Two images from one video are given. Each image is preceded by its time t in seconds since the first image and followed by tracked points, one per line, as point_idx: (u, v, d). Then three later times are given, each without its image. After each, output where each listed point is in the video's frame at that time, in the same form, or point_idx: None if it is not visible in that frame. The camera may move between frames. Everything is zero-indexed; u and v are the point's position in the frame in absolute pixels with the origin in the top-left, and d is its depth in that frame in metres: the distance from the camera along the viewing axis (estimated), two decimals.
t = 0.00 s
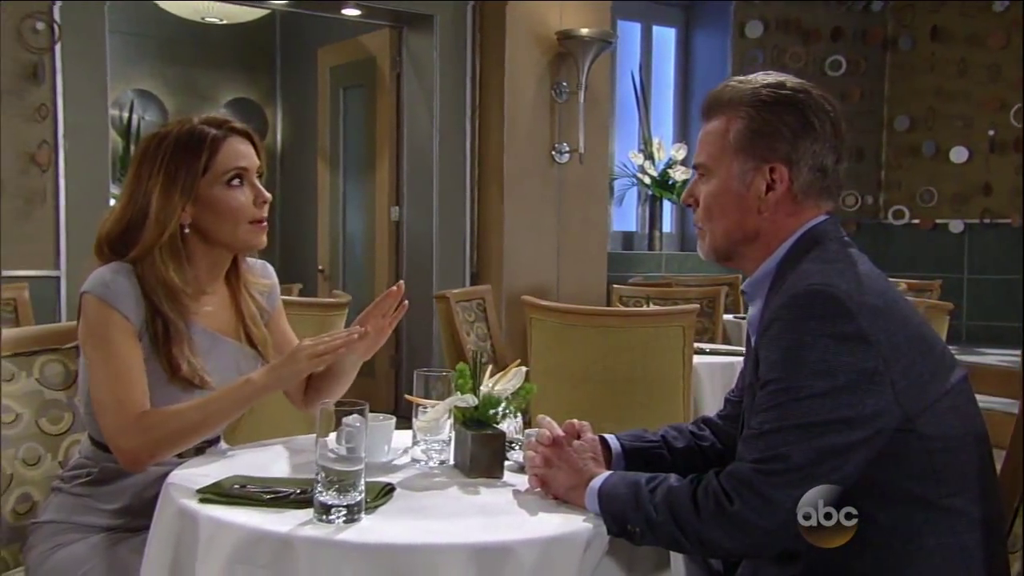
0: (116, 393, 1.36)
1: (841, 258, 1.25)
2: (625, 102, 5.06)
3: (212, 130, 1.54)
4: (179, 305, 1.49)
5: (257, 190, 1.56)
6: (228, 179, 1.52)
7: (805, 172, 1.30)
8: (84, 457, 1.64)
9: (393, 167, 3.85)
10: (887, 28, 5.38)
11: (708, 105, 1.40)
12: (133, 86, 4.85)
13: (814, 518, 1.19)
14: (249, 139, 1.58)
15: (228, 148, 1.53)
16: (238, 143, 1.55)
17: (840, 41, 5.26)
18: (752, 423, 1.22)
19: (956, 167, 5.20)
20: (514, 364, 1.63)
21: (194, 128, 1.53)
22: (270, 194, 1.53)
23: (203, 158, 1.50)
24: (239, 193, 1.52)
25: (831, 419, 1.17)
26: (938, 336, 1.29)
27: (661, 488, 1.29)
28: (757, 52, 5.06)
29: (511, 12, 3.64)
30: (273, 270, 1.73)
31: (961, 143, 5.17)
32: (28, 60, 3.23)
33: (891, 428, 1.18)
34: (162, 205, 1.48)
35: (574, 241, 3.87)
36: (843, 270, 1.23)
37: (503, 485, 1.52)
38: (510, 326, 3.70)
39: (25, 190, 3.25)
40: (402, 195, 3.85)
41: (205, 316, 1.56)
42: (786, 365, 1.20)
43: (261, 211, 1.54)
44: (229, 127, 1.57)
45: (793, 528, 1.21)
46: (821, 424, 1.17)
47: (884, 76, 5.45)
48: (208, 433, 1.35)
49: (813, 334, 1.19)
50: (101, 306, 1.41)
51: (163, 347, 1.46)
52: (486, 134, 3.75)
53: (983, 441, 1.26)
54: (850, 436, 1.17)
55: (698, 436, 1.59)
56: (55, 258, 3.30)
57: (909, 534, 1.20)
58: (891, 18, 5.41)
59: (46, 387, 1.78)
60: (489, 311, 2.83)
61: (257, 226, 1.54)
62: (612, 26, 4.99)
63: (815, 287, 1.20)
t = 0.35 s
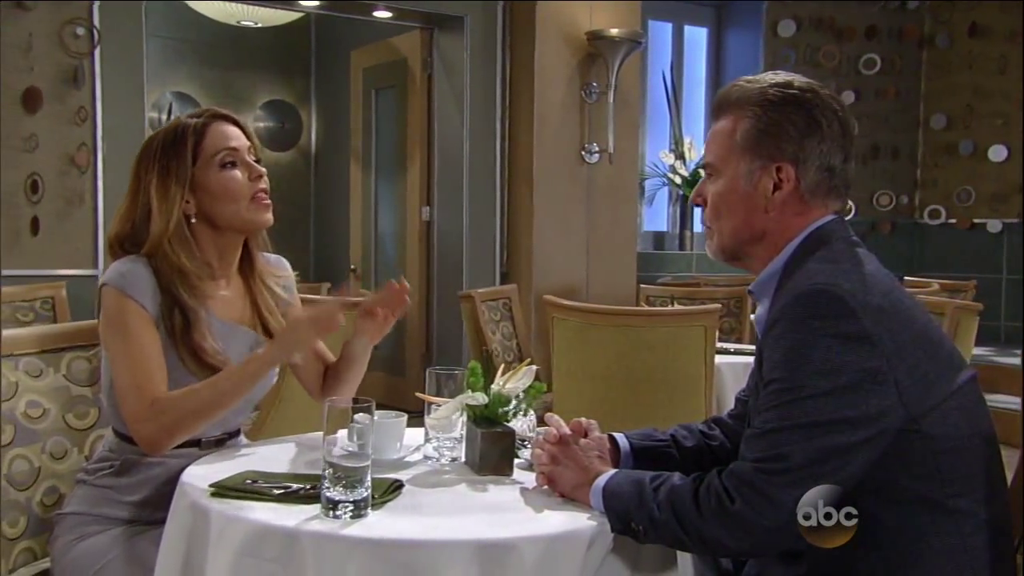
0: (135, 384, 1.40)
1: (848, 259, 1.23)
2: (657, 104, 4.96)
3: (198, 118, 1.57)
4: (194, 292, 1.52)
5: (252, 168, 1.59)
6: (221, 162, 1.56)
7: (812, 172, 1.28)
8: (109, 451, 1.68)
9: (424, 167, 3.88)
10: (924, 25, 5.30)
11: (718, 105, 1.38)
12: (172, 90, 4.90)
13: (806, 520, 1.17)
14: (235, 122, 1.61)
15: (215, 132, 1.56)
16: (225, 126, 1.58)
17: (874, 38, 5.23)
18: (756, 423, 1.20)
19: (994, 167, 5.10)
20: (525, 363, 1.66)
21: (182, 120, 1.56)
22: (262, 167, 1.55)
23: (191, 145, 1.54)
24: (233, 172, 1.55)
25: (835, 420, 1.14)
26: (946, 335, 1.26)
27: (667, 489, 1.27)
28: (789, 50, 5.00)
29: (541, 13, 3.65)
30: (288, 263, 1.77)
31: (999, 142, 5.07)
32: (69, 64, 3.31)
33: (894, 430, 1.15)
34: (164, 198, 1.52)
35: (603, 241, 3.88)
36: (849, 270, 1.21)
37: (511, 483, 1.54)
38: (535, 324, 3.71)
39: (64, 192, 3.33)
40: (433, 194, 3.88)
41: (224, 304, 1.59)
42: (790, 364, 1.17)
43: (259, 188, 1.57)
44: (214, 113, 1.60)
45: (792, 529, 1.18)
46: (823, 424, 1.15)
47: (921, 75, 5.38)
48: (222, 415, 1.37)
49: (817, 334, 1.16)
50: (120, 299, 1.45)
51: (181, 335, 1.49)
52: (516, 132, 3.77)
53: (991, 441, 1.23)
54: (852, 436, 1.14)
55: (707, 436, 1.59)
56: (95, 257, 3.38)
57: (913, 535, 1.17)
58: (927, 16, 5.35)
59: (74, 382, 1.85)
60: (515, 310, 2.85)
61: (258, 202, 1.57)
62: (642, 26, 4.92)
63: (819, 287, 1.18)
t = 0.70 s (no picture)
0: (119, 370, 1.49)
1: (847, 257, 1.18)
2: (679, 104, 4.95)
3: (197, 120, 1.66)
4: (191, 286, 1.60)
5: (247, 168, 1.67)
6: (216, 161, 1.64)
7: (812, 170, 1.22)
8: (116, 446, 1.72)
9: (445, 167, 3.90)
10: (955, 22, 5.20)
11: (718, 102, 1.32)
12: (199, 90, 5.01)
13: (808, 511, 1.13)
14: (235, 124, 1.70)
15: (212, 133, 1.65)
16: (223, 127, 1.67)
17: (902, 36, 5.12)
18: (752, 419, 1.16)
19: None
20: (526, 361, 1.66)
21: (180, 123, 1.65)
22: (255, 167, 1.63)
23: (188, 146, 1.63)
24: (228, 170, 1.64)
25: (830, 418, 1.10)
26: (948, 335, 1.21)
27: (658, 485, 1.23)
28: (813, 49, 4.99)
29: (561, 13, 3.65)
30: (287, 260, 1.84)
31: None
32: (95, 66, 3.37)
33: (885, 431, 1.10)
34: (161, 196, 1.61)
35: (623, 240, 3.87)
36: (846, 269, 1.16)
37: (510, 481, 1.56)
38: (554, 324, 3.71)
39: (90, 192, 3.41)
40: (455, 195, 3.90)
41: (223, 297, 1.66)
42: (786, 360, 1.13)
43: (255, 187, 1.66)
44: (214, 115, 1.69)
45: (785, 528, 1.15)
46: (818, 421, 1.11)
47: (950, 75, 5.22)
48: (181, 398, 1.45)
49: (812, 332, 1.12)
50: (119, 293, 1.52)
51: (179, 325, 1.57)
52: (536, 132, 3.78)
53: (992, 440, 1.18)
54: (846, 434, 1.10)
55: (707, 435, 1.60)
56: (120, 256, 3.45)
57: (907, 535, 1.13)
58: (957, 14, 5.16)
59: (85, 379, 1.92)
60: (532, 308, 2.85)
61: (252, 199, 1.65)
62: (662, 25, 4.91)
63: (814, 286, 1.13)
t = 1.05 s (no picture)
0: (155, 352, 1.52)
1: (858, 253, 1.12)
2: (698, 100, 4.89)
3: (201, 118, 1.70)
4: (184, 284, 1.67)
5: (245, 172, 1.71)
6: (215, 164, 1.69)
7: (834, 167, 1.16)
8: (116, 443, 1.76)
9: (462, 167, 3.91)
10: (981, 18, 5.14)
11: (742, 90, 1.26)
12: (220, 92, 5.06)
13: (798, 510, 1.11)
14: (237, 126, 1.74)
15: (211, 137, 1.69)
16: (225, 129, 1.71)
17: (923, 34, 5.06)
18: (751, 411, 1.12)
19: None
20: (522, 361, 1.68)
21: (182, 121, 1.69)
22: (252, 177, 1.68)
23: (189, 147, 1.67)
24: (225, 176, 1.68)
25: (824, 413, 1.07)
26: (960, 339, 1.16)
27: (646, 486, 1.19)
28: (833, 47, 4.98)
29: (577, 13, 3.66)
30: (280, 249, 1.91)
31: None
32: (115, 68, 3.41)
33: (886, 429, 1.06)
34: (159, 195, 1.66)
35: (639, 240, 3.87)
36: (858, 266, 1.10)
37: (503, 479, 1.56)
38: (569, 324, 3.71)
39: (109, 191, 3.48)
40: (471, 194, 3.91)
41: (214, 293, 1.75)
42: (789, 352, 1.09)
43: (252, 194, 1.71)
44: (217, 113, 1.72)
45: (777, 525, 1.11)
46: (812, 415, 1.07)
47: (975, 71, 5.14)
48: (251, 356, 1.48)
49: (817, 328, 1.07)
50: (121, 284, 1.57)
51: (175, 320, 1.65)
52: (553, 132, 3.79)
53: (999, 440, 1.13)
54: (845, 431, 1.06)
55: (704, 432, 1.59)
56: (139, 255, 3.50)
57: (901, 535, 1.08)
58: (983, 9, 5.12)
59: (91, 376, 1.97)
60: (544, 307, 2.84)
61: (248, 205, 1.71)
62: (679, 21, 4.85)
63: (821, 282, 1.08)
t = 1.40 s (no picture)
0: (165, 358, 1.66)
1: (877, 253, 1.06)
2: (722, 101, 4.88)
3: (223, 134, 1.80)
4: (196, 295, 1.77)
5: (259, 191, 1.80)
6: (231, 182, 1.78)
7: (860, 167, 1.10)
8: (126, 442, 1.83)
9: (485, 167, 3.91)
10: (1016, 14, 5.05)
11: (765, 87, 1.19)
12: (247, 93, 5.10)
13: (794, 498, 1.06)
14: (257, 144, 1.83)
15: (229, 155, 1.78)
16: (244, 148, 1.80)
17: (953, 30, 4.97)
18: (756, 400, 1.07)
19: None
20: (525, 358, 1.70)
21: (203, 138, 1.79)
22: (263, 196, 1.77)
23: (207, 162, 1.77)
24: (240, 194, 1.78)
25: (827, 408, 1.02)
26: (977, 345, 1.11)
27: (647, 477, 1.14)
28: (860, 44, 4.89)
29: (601, 12, 3.67)
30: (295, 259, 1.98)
31: None
32: (142, 71, 3.45)
33: (892, 430, 1.02)
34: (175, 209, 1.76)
35: (662, 240, 3.86)
36: (872, 263, 1.05)
37: (504, 476, 1.59)
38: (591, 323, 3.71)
39: (134, 190, 3.57)
40: (494, 194, 3.91)
41: (224, 301, 1.84)
42: (795, 348, 1.04)
43: (262, 214, 1.80)
44: (237, 130, 1.82)
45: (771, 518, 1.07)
46: (815, 410, 1.03)
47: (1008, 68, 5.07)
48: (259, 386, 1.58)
49: (827, 327, 1.02)
50: (131, 291, 1.71)
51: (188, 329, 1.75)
52: (576, 131, 3.79)
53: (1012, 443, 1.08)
54: (848, 427, 1.02)
55: (709, 420, 1.60)
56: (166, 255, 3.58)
57: (895, 533, 1.04)
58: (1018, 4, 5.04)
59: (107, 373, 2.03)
60: (562, 307, 2.84)
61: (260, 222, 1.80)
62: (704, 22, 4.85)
63: (834, 279, 1.03)
